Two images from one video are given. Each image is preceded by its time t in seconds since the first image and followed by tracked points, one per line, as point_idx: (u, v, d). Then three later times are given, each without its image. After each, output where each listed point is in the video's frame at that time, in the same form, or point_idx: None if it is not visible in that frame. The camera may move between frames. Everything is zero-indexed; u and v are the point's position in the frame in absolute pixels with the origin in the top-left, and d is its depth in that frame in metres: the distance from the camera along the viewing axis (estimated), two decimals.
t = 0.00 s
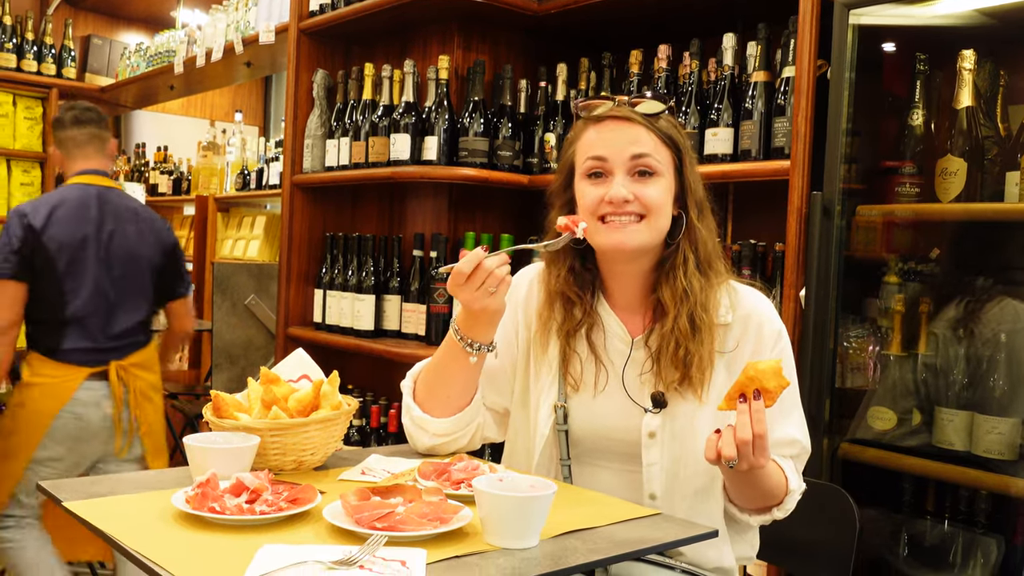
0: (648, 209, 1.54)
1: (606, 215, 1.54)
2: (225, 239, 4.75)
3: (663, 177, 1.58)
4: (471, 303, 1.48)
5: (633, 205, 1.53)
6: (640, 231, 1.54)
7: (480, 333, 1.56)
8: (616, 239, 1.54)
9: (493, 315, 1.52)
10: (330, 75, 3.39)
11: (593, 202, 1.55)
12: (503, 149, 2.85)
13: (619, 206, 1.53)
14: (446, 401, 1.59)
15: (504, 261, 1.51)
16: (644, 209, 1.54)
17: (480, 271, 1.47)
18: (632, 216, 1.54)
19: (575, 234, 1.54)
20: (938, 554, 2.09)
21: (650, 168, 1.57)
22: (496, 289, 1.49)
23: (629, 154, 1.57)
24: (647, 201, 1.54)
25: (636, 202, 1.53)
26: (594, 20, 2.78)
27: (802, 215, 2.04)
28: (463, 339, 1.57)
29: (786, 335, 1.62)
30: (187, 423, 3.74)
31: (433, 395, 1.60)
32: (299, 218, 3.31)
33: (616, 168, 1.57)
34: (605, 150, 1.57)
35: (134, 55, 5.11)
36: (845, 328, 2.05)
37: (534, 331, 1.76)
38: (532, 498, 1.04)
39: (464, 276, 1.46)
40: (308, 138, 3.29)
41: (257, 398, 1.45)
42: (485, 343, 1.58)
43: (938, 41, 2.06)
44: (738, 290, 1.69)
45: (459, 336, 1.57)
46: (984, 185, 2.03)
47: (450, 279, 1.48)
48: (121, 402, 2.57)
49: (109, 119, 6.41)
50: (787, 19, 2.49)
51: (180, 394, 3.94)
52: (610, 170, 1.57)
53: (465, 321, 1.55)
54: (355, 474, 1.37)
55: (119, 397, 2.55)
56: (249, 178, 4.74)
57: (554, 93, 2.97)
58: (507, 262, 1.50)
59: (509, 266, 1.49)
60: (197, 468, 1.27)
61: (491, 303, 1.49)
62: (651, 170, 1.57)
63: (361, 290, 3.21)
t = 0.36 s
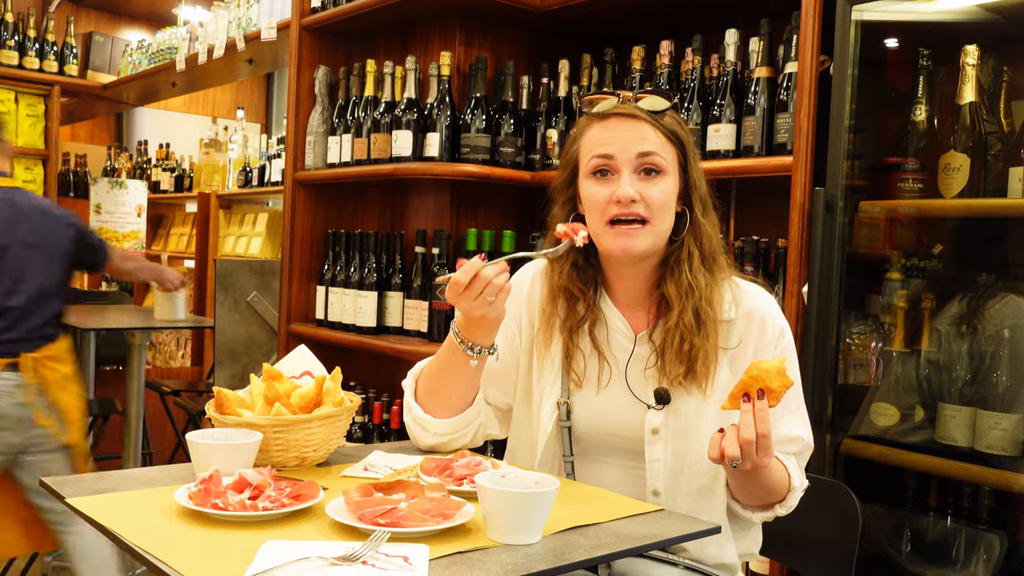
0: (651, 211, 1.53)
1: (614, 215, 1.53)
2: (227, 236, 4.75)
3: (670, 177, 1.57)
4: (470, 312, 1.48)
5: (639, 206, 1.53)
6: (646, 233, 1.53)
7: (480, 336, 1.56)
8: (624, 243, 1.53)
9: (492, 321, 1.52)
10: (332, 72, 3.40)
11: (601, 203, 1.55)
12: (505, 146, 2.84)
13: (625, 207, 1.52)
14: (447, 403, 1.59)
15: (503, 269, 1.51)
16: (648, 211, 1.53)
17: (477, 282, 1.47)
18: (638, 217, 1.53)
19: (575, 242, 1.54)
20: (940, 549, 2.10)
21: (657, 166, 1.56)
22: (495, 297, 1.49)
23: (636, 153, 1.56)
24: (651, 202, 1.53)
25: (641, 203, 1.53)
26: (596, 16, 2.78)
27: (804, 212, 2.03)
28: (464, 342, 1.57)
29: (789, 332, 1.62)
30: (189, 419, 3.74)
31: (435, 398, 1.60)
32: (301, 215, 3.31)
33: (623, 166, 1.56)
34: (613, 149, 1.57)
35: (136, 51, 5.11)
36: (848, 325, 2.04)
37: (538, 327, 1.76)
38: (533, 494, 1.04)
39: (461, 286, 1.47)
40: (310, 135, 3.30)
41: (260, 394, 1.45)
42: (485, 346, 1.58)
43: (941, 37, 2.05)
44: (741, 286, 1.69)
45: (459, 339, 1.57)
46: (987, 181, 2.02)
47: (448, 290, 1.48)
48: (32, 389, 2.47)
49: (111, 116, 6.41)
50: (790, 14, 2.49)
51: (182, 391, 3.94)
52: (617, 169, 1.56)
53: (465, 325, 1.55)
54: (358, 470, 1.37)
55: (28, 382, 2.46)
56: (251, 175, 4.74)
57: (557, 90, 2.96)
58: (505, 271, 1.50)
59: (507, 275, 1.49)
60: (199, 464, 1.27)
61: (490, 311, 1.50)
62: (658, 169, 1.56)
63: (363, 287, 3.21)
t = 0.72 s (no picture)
0: (646, 212, 1.53)
1: (610, 217, 1.54)
2: (229, 233, 4.76)
3: (667, 178, 1.56)
4: (470, 316, 1.49)
5: (634, 208, 1.53)
6: (642, 234, 1.54)
7: (481, 337, 1.56)
8: (621, 239, 1.54)
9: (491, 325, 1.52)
10: (334, 69, 3.40)
11: (598, 205, 1.56)
12: (507, 143, 2.84)
13: (620, 209, 1.53)
14: (448, 401, 1.60)
15: (503, 274, 1.50)
16: (643, 213, 1.53)
17: (478, 287, 1.47)
18: (632, 220, 1.53)
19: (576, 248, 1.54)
20: (942, 547, 2.10)
21: (654, 168, 1.55)
22: (495, 303, 1.48)
23: (632, 154, 1.55)
24: (646, 204, 1.53)
25: (636, 205, 1.53)
26: (598, 13, 2.78)
27: (806, 210, 2.03)
28: (465, 343, 1.57)
29: (791, 328, 1.63)
30: (192, 417, 3.74)
31: (436, 394, 1.60)
32: (303, 212, 3.32)
33: (619, 167, 1.55)
34: (610, 151, 1.55)
35: (138, 49, 5.12)
36: (850, 322, 2.04)
37: (541, 323, 1.77)
38: (535, 491, 1.04)
39: (461, 293, 1.47)
40: (312, 132, 3.29)
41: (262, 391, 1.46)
42: (487, 346, 1.58)
43: (944, 34, 2.05)
44: (744, 283, 1.69)
45: (460, 341, 1.57)
46: (989, 179, 2.02)
47: (448, 293, 1.48)
48: None
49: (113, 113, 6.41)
50: (792, 12, 2.49)
51: (184, 389, 3.95)
52: (614, 170, 1.55)
53: (466, 327, 1.55)
54: (360, 467, 1.37)
55: None
56: (253, 173, 4.74)
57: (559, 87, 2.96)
58: (504, 276, 1.49)
59: (507, 280, 1.49)
60: (201, 461, 1.27)
61: (490, 317, 1.50)
62: (655, 171, 1.55)
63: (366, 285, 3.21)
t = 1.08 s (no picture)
0: (627, 222, 1.54)
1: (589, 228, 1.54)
2: (230, 233, 4.76)
3: (648, 186, 1.56)
4: (487, 293, 1.49)
5: (613, 219, 1.53)
6: (621, 243, 1.55)
7: (491, 325, 1.56)
8: (598, 248, 1.55)
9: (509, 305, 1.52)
10: (335, 69, 3.40)
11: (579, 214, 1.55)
12: (507, 143, 2.84)
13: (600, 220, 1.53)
14: (454, 394, 1.59)
15: (523, 253, 1.50)
16: (624, 223, 1.54)
17: (498, 263, 1.46)
18: (614, 230, 1.55)
19: (598, 231, 1.53)
20: (944, 544, 2.10)
21: (633, 179, 1.54)
22: (513, 280, 1.48)
23: (608, 165, 1.53)
24: (625, 215, 1.54)
25: (616, 216, 1.54)
26: (598, 12, 2.78)
27: (807, 208, 2.03)
28: (474, 332, 1.57)
29: (791, 324, 1.63)
30: (193, 418, 3.74)
31: (442, 388, 1.60)
32: (304, 213, 3.32)
33: (598, 177, 1.54)
34: (588, 162, 1.54)
35: (139, 49, 5.12)
36: (851, 320, 2.03)
37: (541, 322, 1.76)
38: (537, 490, 1.04)
39: (483, 265, 1.46)
40: (313, 132, 3.29)
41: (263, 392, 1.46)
42: (496, 336, 1.58)
43: (945, 32, 2.05)
44: (744, 279, 1.69)
45: (470, 330, 1.57)
46: (991, 175, 2.02)
47: (468, 268, 1.47)
48: None
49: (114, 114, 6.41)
50: (792, 11, 2.49)
51: (186, 389, 3.95)
52: (594, 180, 1.54)
53: (477, 313, 1.56)
54: (361, 467, 1.37)
55: None
56: (254, 173, 4.74)
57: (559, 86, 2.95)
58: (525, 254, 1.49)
59: (528, 259, 1.48)
60: (203, 462, 1.27)
61: (507, 295, 1.50)
62: (634, 181, 1.54)
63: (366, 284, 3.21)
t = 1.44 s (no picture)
0: (621, 223, 1.54)
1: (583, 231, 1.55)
2: (231, 234, 4.76)
3: (642, 190, 1.56)
4: (488, 292, 1.49)
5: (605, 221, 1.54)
6: (617, 247, 1.55)
7: (493, 324, 1.57)
8: (595, 250, 1.54)
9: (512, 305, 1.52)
10: (335, 70, 3.40)
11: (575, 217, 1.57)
12: (508, 143, 2.84)
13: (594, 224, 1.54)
14: (456, 394, 1.59)
15: (525, 253, 1.51)
16: (618, 225, 1.54)
17: (500, 261, 1.47)
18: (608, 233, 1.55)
19: (600, 233, 1.53)
20: (948, 543, 2.10)
21: (625, 182, 1.55)
22: (515, 280, 1.49)
23: (601, 168, 1.54)
24: (620, 217, 1.54)
25: (610, 218, 1.54)
26: (598, 11, 2.77)
27: (808, 207, 2.03)
28: (475, 330, 1.58)
29: (792, 322, 1.62)
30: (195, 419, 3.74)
31: (444, 388, 1.60)
32: (305, 213, 3.32)
33: (590, 180, 1.55)
34: (579, 165, 1.55)
35: (139, 50, 5.13)
36: (853, 319, 2.03)
37: (541, 322, 1.77)
38: (537, 489, 1.04)
39: (485, 264, 1.47)
40: (313, 133, 3.29)
41: (265, 393, 1.46)
42: (497, 335, 1.59)
43: (946, 30, 2.05)
44: (744, 278, 1.69)
45: (471, 329, 1.58)
46: (992, 173, 2.02)
47: (470, 267, 1.48)
48: None
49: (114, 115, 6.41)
50: (793, 9, 2.49)
51: (188, 390, 3.95)
52: (585, 182, 1.55)
53: (478, 312, 1.56)
54: (364, 468, 1.37)
55: None
56: (254, 174, 4.74)
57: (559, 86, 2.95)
58: (527, 254, 1.50)
59: (529, 258, 1.49)
60: (205, 463, 1.27)
61: (509, 294, 1.50)
62: (627, 183, 1.55)
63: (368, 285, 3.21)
